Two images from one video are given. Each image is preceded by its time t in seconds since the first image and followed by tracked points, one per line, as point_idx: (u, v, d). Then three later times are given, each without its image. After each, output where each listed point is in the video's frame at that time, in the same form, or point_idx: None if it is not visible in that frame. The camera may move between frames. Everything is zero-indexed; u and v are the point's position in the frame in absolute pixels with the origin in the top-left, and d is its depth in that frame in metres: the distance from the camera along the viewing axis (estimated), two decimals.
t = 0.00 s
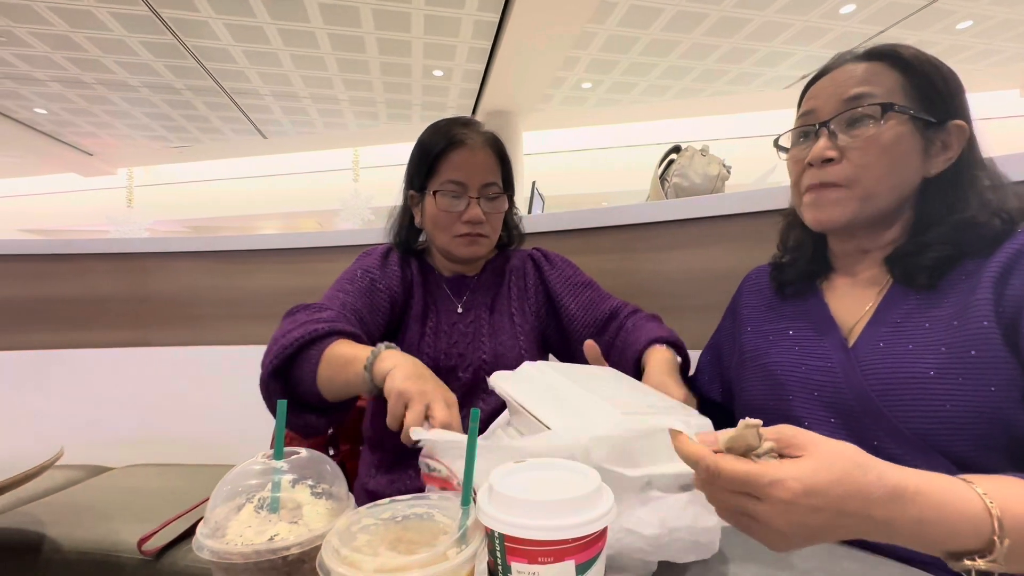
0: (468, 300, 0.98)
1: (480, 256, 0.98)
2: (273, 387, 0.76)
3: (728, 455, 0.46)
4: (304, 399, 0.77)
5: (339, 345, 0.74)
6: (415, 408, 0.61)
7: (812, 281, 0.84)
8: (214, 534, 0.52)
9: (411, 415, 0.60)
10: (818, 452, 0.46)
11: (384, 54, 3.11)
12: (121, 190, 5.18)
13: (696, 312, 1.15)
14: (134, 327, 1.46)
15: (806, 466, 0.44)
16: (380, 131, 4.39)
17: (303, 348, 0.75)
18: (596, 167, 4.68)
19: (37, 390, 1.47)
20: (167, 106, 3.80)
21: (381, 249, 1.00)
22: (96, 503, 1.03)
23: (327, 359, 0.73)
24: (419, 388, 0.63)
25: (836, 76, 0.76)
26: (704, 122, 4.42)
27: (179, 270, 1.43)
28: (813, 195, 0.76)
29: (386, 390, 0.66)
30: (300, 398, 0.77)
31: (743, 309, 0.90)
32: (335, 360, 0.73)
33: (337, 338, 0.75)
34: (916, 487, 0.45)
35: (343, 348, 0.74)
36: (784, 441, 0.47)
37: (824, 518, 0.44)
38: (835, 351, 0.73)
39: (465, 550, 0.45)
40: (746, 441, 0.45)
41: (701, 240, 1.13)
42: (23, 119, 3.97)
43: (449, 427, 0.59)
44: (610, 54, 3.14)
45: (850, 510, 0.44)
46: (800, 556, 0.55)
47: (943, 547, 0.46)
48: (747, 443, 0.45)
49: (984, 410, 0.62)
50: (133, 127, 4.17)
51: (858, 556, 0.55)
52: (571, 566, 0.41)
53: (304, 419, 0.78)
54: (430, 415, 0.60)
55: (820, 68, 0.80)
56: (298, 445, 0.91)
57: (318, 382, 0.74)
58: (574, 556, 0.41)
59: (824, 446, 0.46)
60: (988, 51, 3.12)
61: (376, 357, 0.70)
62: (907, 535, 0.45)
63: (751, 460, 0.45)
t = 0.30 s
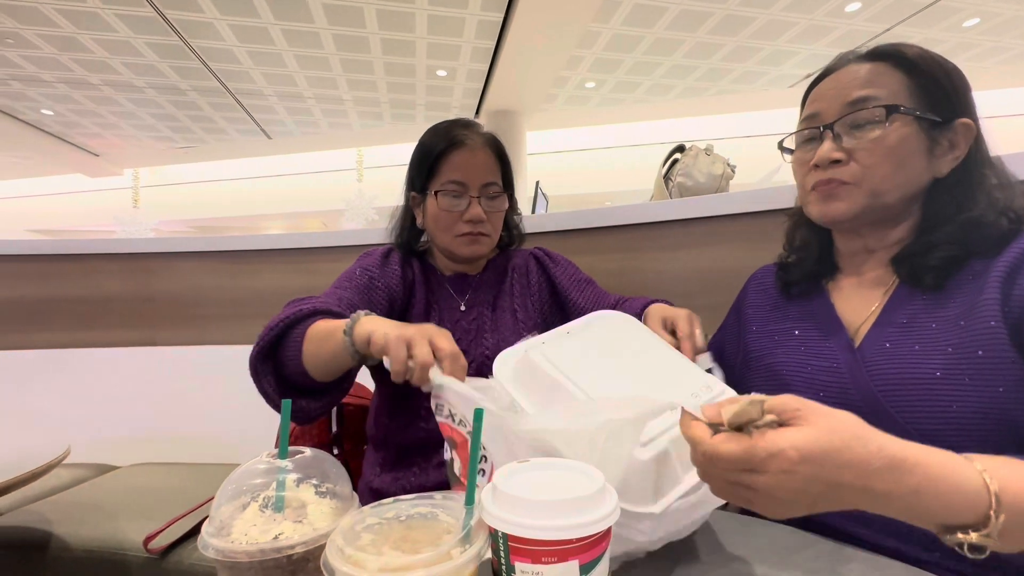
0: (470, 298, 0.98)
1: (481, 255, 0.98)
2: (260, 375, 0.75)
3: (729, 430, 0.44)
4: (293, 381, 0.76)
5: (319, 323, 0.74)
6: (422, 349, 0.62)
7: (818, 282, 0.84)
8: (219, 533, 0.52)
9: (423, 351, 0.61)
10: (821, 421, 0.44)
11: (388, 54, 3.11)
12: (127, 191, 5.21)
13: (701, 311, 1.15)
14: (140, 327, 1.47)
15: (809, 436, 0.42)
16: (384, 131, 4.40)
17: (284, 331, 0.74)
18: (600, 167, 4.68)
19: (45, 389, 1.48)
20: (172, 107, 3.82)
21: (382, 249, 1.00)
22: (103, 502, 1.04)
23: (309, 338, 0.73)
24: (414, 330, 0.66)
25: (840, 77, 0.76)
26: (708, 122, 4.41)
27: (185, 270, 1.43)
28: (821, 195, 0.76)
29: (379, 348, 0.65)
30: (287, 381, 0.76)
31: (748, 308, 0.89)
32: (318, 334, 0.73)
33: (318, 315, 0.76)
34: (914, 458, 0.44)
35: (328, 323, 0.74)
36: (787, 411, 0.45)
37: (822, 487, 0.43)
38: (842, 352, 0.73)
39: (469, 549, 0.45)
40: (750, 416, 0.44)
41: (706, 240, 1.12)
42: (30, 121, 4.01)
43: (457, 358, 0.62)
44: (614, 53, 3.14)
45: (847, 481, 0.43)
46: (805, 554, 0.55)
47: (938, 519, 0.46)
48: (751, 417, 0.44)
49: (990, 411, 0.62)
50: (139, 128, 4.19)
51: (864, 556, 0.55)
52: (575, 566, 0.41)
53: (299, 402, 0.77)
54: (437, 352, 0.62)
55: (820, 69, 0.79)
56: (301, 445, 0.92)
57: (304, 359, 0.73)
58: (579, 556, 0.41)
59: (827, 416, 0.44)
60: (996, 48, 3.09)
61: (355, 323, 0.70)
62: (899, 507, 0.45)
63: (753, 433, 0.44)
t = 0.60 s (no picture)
0: (472, 299, 0.98)
1: (482, 254, 0.98)
2: (264, 377, 0.75)
3: (778, 390, 0.44)
4: (298, 379, 0.75)
5: (318, 318, 0.75)
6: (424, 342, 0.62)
7: (824, 285, 0.83)
8: (222, 532, 0.52)
9: (427, 346, 0.61)
10: (868, 383, 0.44)
11: (391, 54, 3.12)
12: (133, 191, 5.24)
13: (705, 311, 1.14)
14: (144, 326, 1.48)
15: (856, 394, 0.42)
16: (387, 131, 4.40)
17: (284, 330, 0.75)
18: (603, 167, 4.67)
19: (51, 388, 1.49)
20: (176, 107, 3.83)
21: (384, 249, 1.00)
22: (109, 501, 1.05)
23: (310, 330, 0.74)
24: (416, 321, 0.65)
25: (850, 89, 0.71)
26: (712, 121, 4.39)
27: (189, 270, 1.44)
28: (846, 219, 0.74)
29: (383, 338, 0.65)
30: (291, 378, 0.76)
31: (753, 306, 0.89)
32: (319, 326, 0.73)
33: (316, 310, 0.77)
34: (970, 424, 0.43)
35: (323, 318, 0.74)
36: (833, 371, 0.45)
37: (879, 448, 0.43)
38: (850, 353, 0.73)
39: (472, 549, 0.45)
40: (799, 369, 0.42)
41: (710, 240, 1.12)
42: (37, 121, 4.03)
43: (461, 348, 0.62)
44: (617, 53, 3.13)
45: (900, 442, 0.43)
46: (809, 556, 0.55)
47: (990, 490, 0.44)
48: (799, 373, 0.42)
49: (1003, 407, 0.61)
50: (144, 129, 4.21)
51: (869, 558, 0.54)
52: (577, 566, 0.40)
53: (306, 400, 0.76)
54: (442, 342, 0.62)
55: (816, 77, 0.75)
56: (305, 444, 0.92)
57: (307, 354, 0.74)
58: (582, 556, 0.41)
59: (873, 379, 0.44)
60: (1003, 46, 3.07)
61: (356, 313, 0.70)
62: (956, 475, 0.44)
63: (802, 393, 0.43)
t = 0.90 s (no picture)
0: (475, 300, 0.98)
1: (485, 254, 0.98)
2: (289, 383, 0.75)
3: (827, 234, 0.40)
4: (319, 376, 0.75)
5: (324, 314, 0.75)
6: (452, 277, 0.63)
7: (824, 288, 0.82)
8: (225, 532, 0.53)
9: (454, 278, 0.63)
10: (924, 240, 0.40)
11: (392, 54, 3.12)
12: (135, 191, 5.25)
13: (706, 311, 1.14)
14: (147, 326, 1.48)
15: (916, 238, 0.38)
16: (388, 131, 4.41)
17: (297, 331, 0.75)
18: (604, 167, 4.67)
19: (55, 388, 1.50)
20: (179, 108, 3.84)
21: (388, 250, 1.01)
22: (111, 500, 1.05)
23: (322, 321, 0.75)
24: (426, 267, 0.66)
25: (855, 101, 0.67)
26: (714, 121, 4.38)
27: (191, 270, 1.44)
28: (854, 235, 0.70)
29: (409, 296, 0.66)
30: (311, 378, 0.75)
31: (753, 301, 0.86)
32: (327, 318, 0.74)
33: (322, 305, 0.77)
34: None
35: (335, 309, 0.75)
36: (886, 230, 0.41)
37: (942, 300, 0.37)
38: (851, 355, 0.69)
39: (473, 549, 0.45)
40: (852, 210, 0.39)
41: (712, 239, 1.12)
42: (40, 122, 4.04)
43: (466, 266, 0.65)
44: (618, 52, 3.13)
45: (968, 296, 0.37)
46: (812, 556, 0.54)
47: None
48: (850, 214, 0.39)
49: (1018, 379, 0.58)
50: (146, 129, 4.22)
51: (871, 559, 0.54)
52: (579, 566, 0.40)
53: (332, 396, 0.76)
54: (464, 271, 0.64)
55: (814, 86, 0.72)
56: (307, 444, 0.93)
57: (324, 347, 0.74)
58: (584, 555, 0.40)
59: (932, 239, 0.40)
60: (1006, 45, 3.06)
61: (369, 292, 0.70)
62: None
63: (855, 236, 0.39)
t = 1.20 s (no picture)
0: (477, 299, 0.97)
1: (486, 252, 0.97)
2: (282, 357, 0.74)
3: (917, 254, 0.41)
4: (317, 356, 0.74)
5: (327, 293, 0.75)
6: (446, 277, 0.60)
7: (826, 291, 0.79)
8: (226, 531, 0.53)
9: (448, 284, 0.59)
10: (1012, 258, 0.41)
11: (393, 54, 3.12)
12: (136, 191, 5.25)
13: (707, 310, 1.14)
14: (148, 326, 1.48)
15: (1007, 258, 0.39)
16: (389, 131, 4.41)
17: (300, 307, 0.76)
18: (605, 166, 4.66)
19: (57, 388, 1.50)
20: (180, 108, 3.85)
21: (392, 249, 1.00)
22: (112, 499, 1.05)
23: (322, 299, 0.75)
24: (435, 260, 0.63)
25: (865, 97, 0.70)
26: (714, 121, 4.38)
27: (192, 270, 1.44)
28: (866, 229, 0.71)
29: (403, 281, 0.63)
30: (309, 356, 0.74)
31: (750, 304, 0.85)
32: (330, 295, 0.74)
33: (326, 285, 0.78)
34: None
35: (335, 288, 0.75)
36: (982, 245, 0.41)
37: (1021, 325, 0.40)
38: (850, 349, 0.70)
39: (474, 549, 0.45)
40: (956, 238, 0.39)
41: (712, 239, 1.11)
42: (41, 122, 4.04)
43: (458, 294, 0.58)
44: (619, 52, 3.12)
45: None
46: (812, 557, 0.54)
47: None
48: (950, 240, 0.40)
49: None
50: (147, 129, 4.23)
51: (871, 560, 0.54)
52: (580, 566, 0.40)
53: (329, 378, 0.74)
54: (463, 283, 0.60)
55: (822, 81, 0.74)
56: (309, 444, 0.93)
57: (324, 322, 0.73)
58: (584, 556, 0.40)
59: None
60: (1007, 45, 3.06)
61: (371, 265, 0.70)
62: None
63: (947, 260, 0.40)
